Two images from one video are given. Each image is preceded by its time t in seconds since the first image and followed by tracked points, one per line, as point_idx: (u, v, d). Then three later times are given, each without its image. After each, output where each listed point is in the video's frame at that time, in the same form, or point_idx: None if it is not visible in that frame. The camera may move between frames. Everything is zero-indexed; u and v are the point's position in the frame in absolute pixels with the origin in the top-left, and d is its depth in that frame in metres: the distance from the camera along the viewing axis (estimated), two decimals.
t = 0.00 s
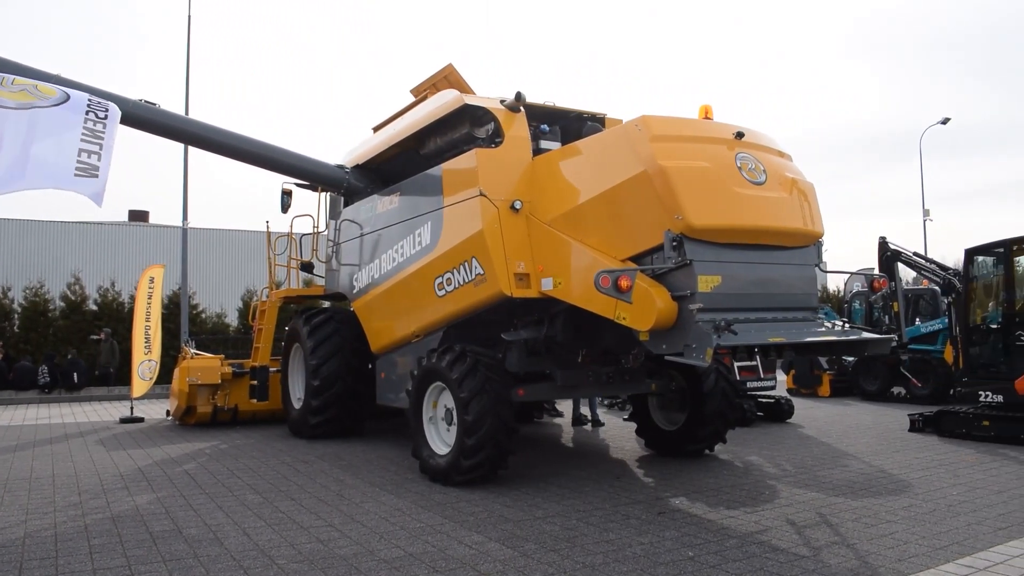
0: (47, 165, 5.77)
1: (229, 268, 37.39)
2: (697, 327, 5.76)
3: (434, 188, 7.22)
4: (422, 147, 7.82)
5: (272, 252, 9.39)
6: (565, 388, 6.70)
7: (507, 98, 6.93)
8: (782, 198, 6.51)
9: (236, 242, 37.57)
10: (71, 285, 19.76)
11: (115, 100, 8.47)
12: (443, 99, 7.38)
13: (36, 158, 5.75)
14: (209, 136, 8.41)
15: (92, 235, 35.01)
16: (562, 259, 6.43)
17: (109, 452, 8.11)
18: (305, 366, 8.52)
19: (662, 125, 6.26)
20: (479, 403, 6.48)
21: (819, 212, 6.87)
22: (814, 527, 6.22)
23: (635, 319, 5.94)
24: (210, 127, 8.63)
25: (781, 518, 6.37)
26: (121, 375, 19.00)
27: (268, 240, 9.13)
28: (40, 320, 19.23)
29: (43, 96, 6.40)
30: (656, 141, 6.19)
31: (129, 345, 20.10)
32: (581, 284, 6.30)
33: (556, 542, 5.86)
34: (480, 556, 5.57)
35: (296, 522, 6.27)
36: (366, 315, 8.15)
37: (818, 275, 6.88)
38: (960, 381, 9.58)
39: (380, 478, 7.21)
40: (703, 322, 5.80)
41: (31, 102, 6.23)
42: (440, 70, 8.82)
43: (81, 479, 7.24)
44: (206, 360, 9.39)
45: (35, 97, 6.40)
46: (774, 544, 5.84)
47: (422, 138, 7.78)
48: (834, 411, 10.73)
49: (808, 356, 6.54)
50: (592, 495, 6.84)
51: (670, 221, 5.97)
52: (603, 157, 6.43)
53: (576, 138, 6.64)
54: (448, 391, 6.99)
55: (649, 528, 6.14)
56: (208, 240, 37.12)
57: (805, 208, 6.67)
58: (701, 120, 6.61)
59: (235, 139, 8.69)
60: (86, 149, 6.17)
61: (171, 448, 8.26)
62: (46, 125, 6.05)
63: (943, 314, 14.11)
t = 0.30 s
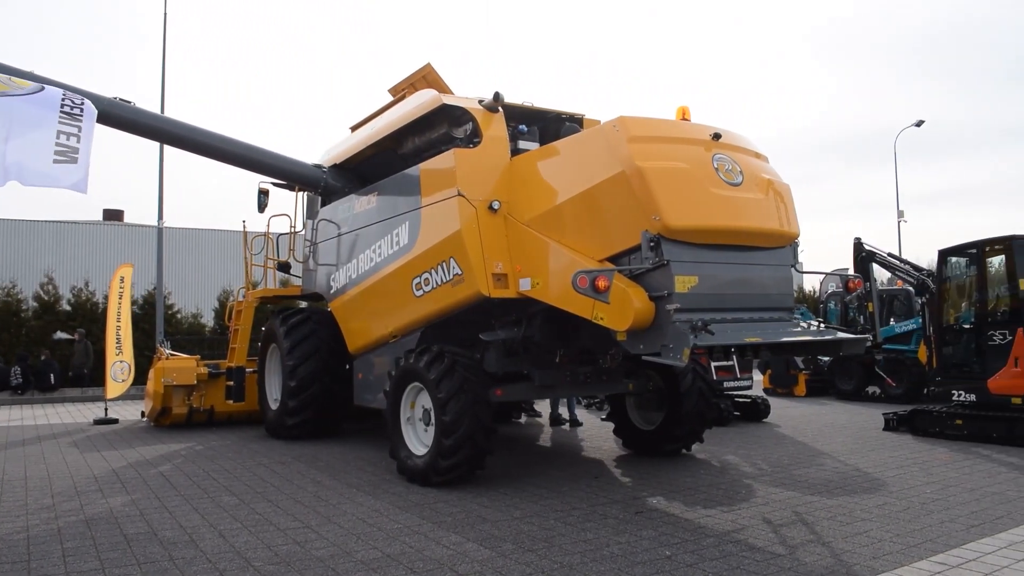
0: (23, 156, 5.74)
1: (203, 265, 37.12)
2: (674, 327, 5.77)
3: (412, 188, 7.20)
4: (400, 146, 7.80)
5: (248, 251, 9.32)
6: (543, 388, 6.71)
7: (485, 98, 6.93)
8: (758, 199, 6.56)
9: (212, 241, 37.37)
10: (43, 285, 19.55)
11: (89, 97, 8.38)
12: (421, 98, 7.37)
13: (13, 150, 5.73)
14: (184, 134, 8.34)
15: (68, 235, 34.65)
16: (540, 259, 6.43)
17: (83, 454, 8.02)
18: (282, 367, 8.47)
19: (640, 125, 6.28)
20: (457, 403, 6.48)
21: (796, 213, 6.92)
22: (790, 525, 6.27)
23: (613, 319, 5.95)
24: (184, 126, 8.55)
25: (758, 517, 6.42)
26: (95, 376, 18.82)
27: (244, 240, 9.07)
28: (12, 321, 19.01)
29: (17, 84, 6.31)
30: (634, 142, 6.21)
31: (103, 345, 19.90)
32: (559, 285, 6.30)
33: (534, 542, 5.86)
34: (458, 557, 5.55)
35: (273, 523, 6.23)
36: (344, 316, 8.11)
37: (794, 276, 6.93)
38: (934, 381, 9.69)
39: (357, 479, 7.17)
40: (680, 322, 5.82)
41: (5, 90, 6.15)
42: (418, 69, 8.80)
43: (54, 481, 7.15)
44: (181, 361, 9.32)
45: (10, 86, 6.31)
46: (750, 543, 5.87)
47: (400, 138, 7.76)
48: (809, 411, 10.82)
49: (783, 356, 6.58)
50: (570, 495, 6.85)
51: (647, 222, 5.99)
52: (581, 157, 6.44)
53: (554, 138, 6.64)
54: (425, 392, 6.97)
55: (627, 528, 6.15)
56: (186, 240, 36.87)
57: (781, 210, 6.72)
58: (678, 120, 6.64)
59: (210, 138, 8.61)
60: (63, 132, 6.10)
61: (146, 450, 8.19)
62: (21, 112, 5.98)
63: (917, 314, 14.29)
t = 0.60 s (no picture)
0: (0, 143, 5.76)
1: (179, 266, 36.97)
2: (648, 327, 5.80)
3: (386, 188, 7.18)
4: (374, 147, 7.78)
5: (220, 251, 9.25)
6: (518, 388, 6.73)
7: (460, 98, 6.91)
8: (731, 200, 6.60)
9: (190, 241, 37.12)
10: (10, 285, 19.26)
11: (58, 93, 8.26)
12: (395, 98, 7.35)
13: None
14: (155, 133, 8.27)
15: (39, 233, 34.18)
16: (514, 260, 6.44)
17: (51, 457, 7.91)
18: (255, 368, 8.41)
19: (614, 126, 6.30)
20: (431, 404, 6.48)
21: (768, 214, 6.97)
22: (762, 524, 6.31)
23: (587, 320, 5.97)
24: (156, 124, 8.46)
25: (731, 516, 6.45)
26: (64, 377, 18.57)
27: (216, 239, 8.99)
28: None
29: None
30: (608, 143, 6.23)
31: (73, 346, 19.65)
32: (533, 285, 6.31)
33: (508, 543, 5.85)
34: (432, 558, 5.53)
35: (245, 526, 6.18)
36: (317, 317, 8.07)
37: (767, 277, 6.99)
38: (904, 380, 9.81)
39: (331, 482, 7.13)
40: (653, 322, 5.85)
41: None
42: (394, 68, 8.76)
43: (22, 484, 7.04)
44: (151, 363, 9.25)
45: None
46: (723, 542, 5.91)
47: (374, 138, 7.73)
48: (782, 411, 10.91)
49: (756, 356, 6.63)
50: (545, 495, 6.86)
51: (621, 223, 6.01)
52: (556, 158, 6.46)
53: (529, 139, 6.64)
54: (398, 392, 6.97)
55: (600, 528, 6.17)
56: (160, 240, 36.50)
57: (754, 211, 6.77)
58: (652, 122, 6.67)
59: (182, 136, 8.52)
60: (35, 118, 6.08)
61: (116, 452, 8.09)
62: None
63: (887, 315, 14.47)
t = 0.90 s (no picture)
0: None
1: (152, 267, 36.59)
2: (618, 328, 5.82)
3: (356, 188, 7.15)
4: (345, 146, 7.74)
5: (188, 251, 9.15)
6: (489, 389, 6.73)
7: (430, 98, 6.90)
8: (701, 202, 6.65)
9: (162, 241, 36.75)
10: None
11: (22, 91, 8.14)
12: (365, 98, 7.32)
13: None
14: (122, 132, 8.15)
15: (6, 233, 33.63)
16: (485, 260, 6.44)
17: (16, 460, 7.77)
18: (224, 369, 8.34)
19: (585, 127, 6.33)
20: (402, 405, 6.46)
21: (737, 215, 7.03)
22: (732, 523, 6.36)
23: (558, 321, 5.98)
24: (123, 123, 8.35)
25: (700, 515, 6.50)
26: (29, 379, 18.27)
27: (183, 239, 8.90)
28: None
29: None
30: (579, 144, 6.25)
31: (38, 347, 19.35)
32: (504, 285, 6.32)
33: (479, 543, 5.85)
34: (403, 559, 5.51)
35: (214, 528, 6.11)
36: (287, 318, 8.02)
37: (736, 278, 7.04)
38: (871, 380, 9.94)
39: (301, 484, 7.08)
40: (623, 323, 5.87)
41: None
42: (364, 68, 8.73)
43: None
44: (118, 364, 9.15)
45: None
46: (693, 541, 5.94)
47: (344, 138, 7.69)
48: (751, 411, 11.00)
49: (725, 356, 6.68)
50: (516, 496, 6.86)
51: (591, 224, 6.02)
52: (527, 159, 6.46)
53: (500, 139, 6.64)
54: (369, 393, 6.95)
55: (571, 528, 6.18)
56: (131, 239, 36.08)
57: (723, 213, 6.83)
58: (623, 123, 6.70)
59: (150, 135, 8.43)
60: None
61: (83, 455, 7.98)
62: None
63: (855, 315, 14.68)
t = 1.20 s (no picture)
0: None
1: (131, 267, 36.42)
2: (597, 328, 5.84)
3: (335, 188, 7.13)
4: (323, 146, 7.71)
5: (164, 251, 9.09)
6: (467, 389, 6.75)
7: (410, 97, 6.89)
8: (679, 202, 6.68)
9: (141, 241, 36.52)
10: None
11: None
12: (344, 98, 7.29)
13: None
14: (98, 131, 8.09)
15: None
16: (464, 261, 6.43)
17: None
18: (201, 370, 8.29)
19: (564, 128, 6.34)
20: (380, 406, 6.46)
21: (715, 216, 7.07)
22: (710, 522, 6.39)
23: (537, 321, 5.99)
24: (99, 122, 8.28)
25: (679, 515, 6.52)
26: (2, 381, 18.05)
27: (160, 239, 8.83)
28: None
29: None
30: (558, 145, 6.26)
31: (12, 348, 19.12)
32: (482, 286, 6.31)
33: (458, 544, 5.84)
34: (381, 560, 5.48)
35: (191, 530, 6.06)
36: (265, 318, 7.98)
37: (714, 279, 7.08)
38: (847, 380, 10.03)
39: (279, 486, 7.04)
40: (602, 323, 5.89)
41: None
42: (343, 67, 8.71)
43: None
44: (93, 366, 9.07)
45: None
46: (671, 541, 5.97)
47: (323, 137, 7.66)
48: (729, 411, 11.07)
49: (703, 356, 6.72)
50: (495, 497, 6.87)
51: (570, 225, 6.03)
52: (507, 159, 6.46)
53: (479, 140, 6.64)
54: (346, 393, 6.93)
55: (549, 528, 6.19)
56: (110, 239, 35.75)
57: (701, 213, 6.87)
58: (603, 124, 6.71)
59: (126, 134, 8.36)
60: None
61: (57, 457, 7.89)
62: None
63: (831, 316, 14.84)
